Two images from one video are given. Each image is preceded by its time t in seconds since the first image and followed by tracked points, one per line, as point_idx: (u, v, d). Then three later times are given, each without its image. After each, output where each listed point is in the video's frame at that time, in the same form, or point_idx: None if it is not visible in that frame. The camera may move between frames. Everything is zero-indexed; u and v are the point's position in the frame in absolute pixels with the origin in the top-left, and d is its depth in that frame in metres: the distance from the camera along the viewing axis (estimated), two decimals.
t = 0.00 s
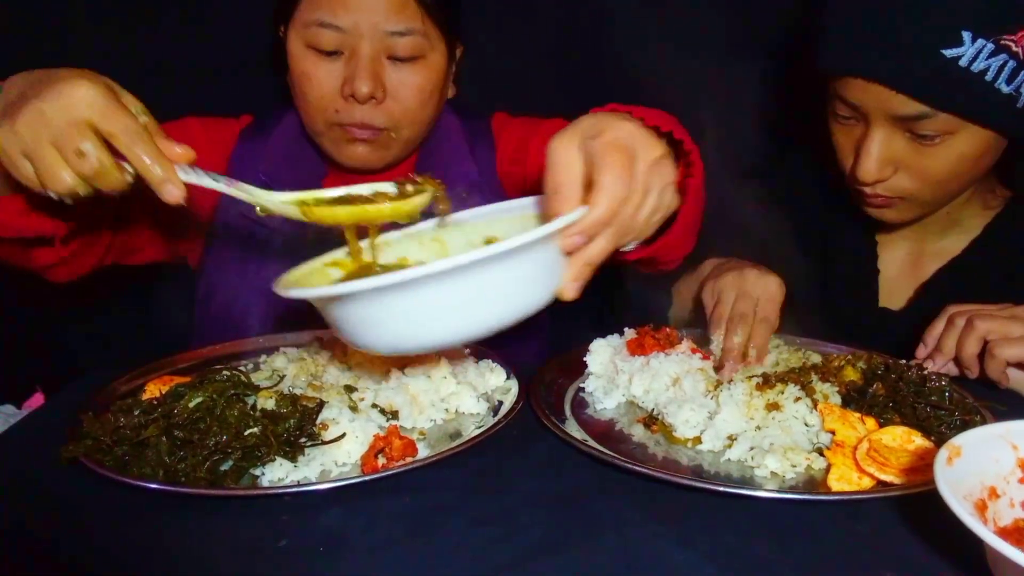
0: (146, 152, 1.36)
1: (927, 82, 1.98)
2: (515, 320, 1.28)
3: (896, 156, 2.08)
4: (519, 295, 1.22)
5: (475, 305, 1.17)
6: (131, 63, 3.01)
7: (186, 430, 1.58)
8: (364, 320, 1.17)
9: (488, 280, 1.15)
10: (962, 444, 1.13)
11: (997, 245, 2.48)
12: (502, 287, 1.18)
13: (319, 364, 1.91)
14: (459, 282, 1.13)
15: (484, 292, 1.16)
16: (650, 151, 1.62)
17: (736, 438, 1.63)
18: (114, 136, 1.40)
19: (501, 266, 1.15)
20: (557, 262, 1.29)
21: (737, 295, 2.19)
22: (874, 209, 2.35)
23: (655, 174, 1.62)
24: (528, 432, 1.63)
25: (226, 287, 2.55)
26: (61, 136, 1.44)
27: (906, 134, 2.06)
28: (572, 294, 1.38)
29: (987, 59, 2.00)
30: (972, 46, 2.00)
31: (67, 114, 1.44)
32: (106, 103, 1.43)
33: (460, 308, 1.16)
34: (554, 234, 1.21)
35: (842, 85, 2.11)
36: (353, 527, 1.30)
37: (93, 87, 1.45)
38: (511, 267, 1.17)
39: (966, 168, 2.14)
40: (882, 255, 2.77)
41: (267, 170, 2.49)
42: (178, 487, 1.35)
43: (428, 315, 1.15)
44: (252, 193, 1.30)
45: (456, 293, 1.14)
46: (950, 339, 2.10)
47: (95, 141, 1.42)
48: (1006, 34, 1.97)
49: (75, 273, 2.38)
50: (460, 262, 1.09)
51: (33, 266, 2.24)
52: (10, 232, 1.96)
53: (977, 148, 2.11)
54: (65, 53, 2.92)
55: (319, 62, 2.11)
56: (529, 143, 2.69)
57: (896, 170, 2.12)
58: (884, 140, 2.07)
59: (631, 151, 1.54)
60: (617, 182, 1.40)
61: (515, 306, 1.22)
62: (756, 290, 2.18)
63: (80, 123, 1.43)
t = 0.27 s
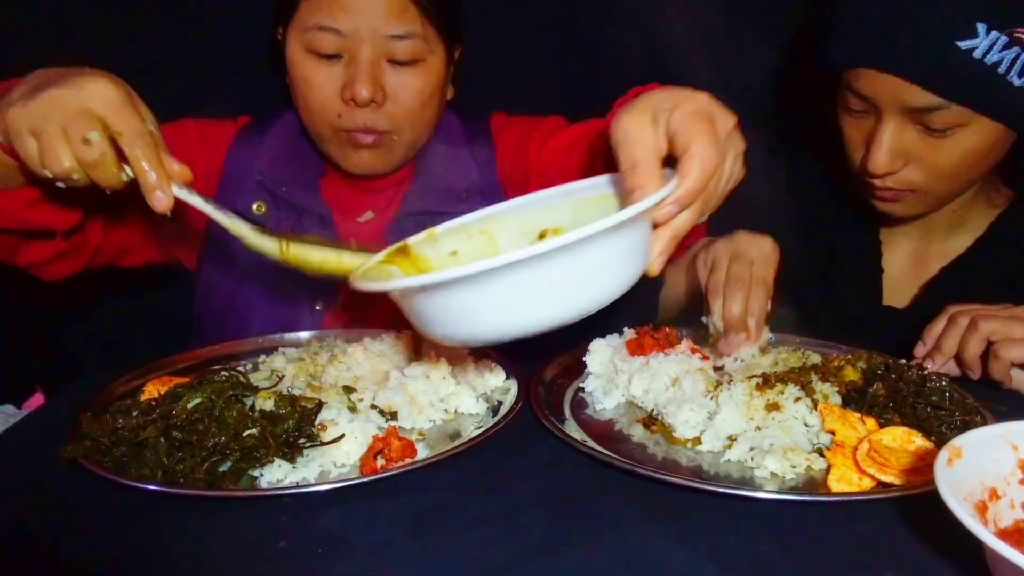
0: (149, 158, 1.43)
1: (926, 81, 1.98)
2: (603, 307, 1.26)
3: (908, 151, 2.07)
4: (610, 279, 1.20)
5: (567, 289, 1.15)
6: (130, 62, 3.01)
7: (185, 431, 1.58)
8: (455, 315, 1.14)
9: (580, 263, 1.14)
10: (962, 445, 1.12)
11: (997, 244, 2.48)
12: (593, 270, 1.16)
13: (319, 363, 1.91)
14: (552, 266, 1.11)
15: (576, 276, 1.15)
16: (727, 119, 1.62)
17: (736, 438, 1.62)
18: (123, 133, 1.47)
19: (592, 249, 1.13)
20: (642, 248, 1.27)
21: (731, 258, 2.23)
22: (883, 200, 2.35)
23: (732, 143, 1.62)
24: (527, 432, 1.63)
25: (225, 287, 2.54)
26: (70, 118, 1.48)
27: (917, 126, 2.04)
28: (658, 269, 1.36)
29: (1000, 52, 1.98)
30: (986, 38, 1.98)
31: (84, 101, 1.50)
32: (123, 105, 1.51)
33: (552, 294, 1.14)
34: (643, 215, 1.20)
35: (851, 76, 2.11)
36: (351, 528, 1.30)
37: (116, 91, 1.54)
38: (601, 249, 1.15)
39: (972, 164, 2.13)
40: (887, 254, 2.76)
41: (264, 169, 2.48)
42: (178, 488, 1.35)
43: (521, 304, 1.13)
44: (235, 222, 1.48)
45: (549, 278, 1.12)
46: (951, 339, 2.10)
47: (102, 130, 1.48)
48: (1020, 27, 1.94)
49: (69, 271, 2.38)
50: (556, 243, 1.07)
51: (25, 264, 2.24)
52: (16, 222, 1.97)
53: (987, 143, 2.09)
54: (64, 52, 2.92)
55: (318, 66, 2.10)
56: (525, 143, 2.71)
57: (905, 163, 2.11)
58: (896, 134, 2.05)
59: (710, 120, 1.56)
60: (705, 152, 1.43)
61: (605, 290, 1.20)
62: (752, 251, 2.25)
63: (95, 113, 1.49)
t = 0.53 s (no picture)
0: (156, 169, 1.52)
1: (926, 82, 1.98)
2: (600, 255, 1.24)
3: (918, 146, 2.07)
4: (607, 225, 1.18)
5: (563, 235, 1.13)
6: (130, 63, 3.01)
7: (185, 431, 1.58)
8: (446, 255, 1.15)
9: (575, 208, 1.12)
10: (962, 444, 1.12)
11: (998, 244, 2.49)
12: (589, 217, 1.14)
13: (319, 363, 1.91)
14: (546, 210, 1.10)
15: (572, 221, 1.13)
16: (725, 87, 1.65)
17: (736, 438, 1.62)
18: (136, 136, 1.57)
19: (587, 195, 1.11)
20: (638, 195, 1.25)
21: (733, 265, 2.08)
22: (887, 198, 2.35)
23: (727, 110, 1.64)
24: (527, 432, 1.63)
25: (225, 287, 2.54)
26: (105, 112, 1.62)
27: (927, 126, 2.05)
28: (651, 230, 1.34)
29: (1014, 51, 2.03)
30: (1001, 37, 2.03)
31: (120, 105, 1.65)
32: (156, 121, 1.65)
33: (547, 239, 1.13)
34: (640, 161, 1.18)
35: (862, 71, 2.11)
36: (351, 528, 1.30)
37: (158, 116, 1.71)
38: (597, 195, 1.13)
39: (975, 162, 2.13)
40: (888, 254, 2.74)
41: (263, 169, 2.46)
42: (178, 488, 1.35)
43: (514, 247, 1.12)
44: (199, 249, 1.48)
45: (543, 222, 1.11)
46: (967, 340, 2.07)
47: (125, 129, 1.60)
48: None
49: (63, 274, 2.34)
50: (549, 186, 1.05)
51: (23, 268, 2.22)
52: (40, 232, 1.98)
53: (988, 142, 2.10)
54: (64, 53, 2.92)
55: (319, 69, 2.10)
56: (524, 142, 2.71)
57: (913, 159, 2.10)
58: (905, 132, 2.05)
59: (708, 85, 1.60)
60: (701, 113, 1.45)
61: (601, 238, 1.19)
62: (747, 256, 2.08)
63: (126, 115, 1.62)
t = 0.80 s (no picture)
0: (144, 111, 1.52)
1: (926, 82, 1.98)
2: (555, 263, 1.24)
3: (918, 144, 2.06)
4: (561, 233, 1.18)
5: (516, 245, 1.13)
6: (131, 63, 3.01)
7: (186, 430, 1.58)
8: (398, 263, 1.15)
9: (525, 218, 1.12)
10: (962, 444, 1.12)
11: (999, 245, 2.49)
12: (540, 227, 1.14)
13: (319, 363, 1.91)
14: (495, 219, 1.10)
15: (523, 231, 1.13)
16: (683, 97, 1.59)
17: (736, 438, 1.63)
18: (118, 76, 1.51)
19: (537, 204, 1.11)
20: (594, 203, 1.25)
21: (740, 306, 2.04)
22: (882, 199, 2.35)
23: (686, 122, 1.58)
24: (528, 432, 1.63)
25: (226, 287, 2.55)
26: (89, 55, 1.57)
27: (926, 122, 2.04)
28: (604, 241, 1.34)
29: (1013, 47, 2.04)
30: (1000, 33, 2.04)
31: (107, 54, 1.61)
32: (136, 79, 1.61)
33: (498, 249, 1.13)
34: (589, 170, 1.17)
35: (865, 68, 2.11)
36: (351, 528, 1.30)
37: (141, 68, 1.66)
38: (549, 204, 1.13)
39: (977, 160, 2.13)
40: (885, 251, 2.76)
41: (260, 166, 2.47)
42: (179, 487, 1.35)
43: (465, 257, 1.12)
44: (176, 184, 1.48)
45: (495, 231, 1.11)
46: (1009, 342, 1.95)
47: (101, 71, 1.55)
48: None
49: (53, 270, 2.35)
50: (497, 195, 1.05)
51: (13, 259, 2.22)
52: (36, 217, 1.99)
53: (991, 141, 2.10)
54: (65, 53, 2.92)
55: (319, 70, 2.10)
56: (524, 143, 2.70)
57: (912, 157, 2.09)
58: (904, 127, 2.05)
59: (663, 95, 1.52)
60: (647, 123, 1.37)
61: (556, 248, 1.19)
62: (759, 299, 2.03)
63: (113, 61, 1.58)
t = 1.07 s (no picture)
0: (137, 109, 1.48)
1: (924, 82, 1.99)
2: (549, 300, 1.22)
3: (916, 139, 2.07)
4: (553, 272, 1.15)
5: (505, 288, 1.11)
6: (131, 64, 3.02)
7: (185, 430, 1.58)
8: (388, 308, 1.13)
9: (515, 261, 1.09)
10: (960, 442, 1.12)
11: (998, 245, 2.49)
12: (531, 269, 1.12)
13: (319, 363, 1.91)
14: (505, 254, 1.07)
15: (511, 274, 1.10)
16: (673, 130, 1.57)
17: (735, 438, 1.63)
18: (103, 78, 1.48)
19: (527, 246, 1.09)
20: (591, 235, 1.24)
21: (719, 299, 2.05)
22: (881, 194, 2.35)
23: (678, 153, 1.55)
24: (528, 432, 1.63)
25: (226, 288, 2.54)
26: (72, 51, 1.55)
27: (926, 117, 2.04)
28: (602, 275, 1.29)
29: (1011, 40, 2.05)
30: (998, 26, 2.05)
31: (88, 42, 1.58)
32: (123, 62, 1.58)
33: (488, 293, 1.11)
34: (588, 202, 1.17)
35: (865, 63, 2.12)
36: (351, 528, 1.30)
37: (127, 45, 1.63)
38: (538, 245, 1.10)
39: (977, 154, 2.13)
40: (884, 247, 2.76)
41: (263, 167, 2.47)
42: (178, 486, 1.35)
43: (452, 302, 1.10)
44: (178, 201, 1.47)
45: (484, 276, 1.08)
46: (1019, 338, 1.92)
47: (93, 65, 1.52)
48: None
49: (59, 275, 2.38)
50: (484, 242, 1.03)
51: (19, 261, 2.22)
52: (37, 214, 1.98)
53: (988, 134, 2.10)
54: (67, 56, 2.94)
55: (313, 63, 2.10)
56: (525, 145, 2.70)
57: (913, 152, 2.10)
58: (904, 121, 2.05)
59: (655, 129, 1.51)
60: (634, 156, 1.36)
61: (547, 287, 1.16)
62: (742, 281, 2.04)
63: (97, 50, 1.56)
